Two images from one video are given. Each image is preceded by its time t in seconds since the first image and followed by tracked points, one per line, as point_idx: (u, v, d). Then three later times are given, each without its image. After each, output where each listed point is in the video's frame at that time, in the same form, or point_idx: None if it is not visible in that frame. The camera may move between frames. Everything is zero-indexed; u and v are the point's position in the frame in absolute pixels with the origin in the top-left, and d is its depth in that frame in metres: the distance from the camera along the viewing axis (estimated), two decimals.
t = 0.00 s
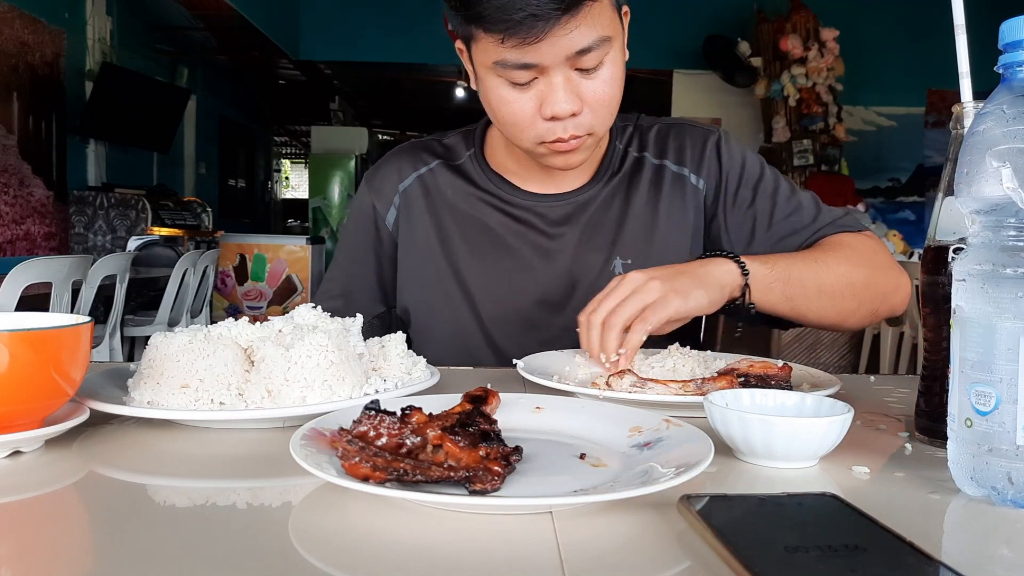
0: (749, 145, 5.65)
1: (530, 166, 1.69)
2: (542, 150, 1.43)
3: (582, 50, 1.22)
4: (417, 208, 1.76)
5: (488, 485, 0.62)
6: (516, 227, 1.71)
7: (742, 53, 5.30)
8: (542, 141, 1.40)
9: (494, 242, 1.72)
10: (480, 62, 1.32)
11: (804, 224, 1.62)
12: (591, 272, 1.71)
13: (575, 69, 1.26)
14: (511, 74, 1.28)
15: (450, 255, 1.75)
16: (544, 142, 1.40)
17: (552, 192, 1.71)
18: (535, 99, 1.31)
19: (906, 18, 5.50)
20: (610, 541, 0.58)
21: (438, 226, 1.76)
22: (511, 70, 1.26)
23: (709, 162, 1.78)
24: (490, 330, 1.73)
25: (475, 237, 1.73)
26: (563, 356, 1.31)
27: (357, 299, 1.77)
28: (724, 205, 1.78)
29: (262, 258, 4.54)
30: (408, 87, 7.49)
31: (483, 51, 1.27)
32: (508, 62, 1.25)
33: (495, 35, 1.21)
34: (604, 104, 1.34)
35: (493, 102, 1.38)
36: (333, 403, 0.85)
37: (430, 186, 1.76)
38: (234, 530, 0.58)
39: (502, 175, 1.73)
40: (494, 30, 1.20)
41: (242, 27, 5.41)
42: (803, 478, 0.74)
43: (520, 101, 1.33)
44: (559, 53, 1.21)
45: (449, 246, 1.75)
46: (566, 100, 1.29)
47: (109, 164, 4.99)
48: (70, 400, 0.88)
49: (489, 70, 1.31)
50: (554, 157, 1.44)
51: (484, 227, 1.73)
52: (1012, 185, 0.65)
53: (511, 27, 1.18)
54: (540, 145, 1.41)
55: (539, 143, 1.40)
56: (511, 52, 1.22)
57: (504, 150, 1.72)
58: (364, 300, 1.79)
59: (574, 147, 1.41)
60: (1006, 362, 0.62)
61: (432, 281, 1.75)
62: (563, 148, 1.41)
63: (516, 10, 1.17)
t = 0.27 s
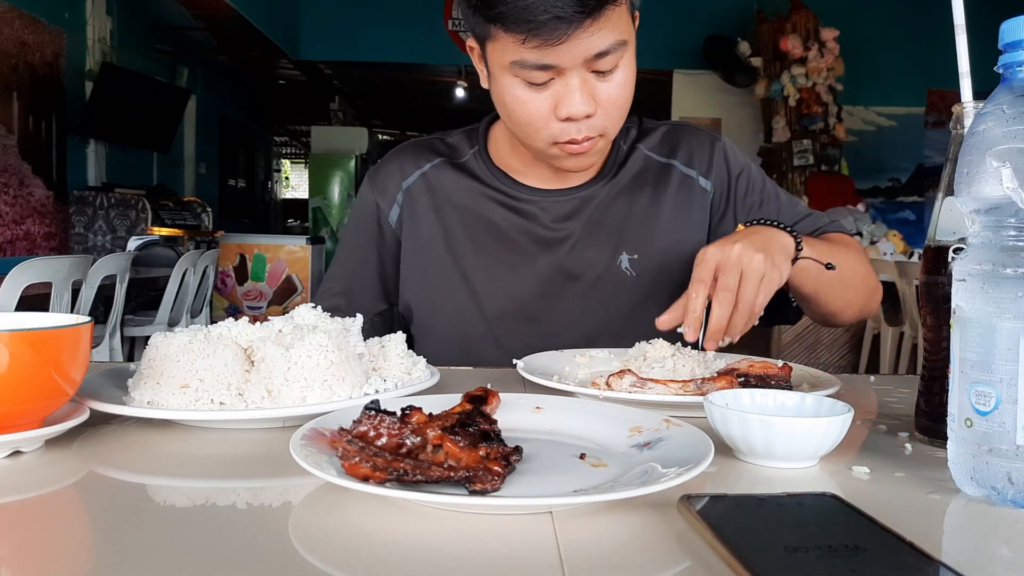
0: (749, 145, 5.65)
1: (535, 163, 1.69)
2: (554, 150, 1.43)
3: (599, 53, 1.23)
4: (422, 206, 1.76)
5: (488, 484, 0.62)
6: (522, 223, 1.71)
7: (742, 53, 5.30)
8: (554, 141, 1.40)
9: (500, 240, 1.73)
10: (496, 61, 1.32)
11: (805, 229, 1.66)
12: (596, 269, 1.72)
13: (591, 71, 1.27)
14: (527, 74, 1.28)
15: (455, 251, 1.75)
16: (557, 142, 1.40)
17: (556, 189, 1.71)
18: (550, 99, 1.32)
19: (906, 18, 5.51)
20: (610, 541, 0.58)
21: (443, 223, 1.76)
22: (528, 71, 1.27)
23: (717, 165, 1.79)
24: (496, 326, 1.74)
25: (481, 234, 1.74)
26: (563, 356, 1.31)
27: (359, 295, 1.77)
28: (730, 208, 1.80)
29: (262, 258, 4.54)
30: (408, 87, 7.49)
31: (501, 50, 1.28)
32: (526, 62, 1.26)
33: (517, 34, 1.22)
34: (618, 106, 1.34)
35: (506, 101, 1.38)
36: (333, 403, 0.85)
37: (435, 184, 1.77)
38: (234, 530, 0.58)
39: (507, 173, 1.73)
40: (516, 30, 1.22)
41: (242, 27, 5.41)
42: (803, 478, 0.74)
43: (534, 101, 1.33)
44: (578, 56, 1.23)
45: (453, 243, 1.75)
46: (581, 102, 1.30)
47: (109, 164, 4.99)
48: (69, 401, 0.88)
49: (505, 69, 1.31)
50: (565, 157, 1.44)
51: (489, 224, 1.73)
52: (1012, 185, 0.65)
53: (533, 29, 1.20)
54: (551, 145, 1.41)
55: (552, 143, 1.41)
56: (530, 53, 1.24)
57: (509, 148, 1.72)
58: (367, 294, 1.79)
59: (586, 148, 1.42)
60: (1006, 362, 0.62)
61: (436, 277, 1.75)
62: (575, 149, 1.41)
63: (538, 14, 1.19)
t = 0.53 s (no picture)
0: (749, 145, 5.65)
1: (566, 147, 1.69)
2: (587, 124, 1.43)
3: (655, 23, 1.29)
4: (445, 180, 1.75)
5: (488, 484, 0.62)
6: (546, 212, 1.72)
7: (742, 53, 5.30)
8: (590, 114, 1.41)
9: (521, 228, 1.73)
10: (547, 22, 1.36)
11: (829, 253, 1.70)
12: (611, 261, 1.71)
13: (641, 43, 1.31)
14: (576, 35, 1.32)
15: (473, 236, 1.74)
16: (592, 114, 1.41)
17: (585, 177, 1.71)
18: (595, 66, 1.34)
19: (906, 18, 5.51)
20: (609, 540, 0.58)
21: (465, 205, 1.75)
22: (577, 31, 1.31)
23: (749, 176, 1.82)
24: (500, 316, 1.73)
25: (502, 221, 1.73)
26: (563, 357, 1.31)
27: (360, 263, 1.79)
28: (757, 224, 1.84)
29: (262, 258, 4.55)
30: (408, 87, 7.49)
31: (552, 9, 1.33)
32: (577, 21, 1.30)
33: None
34: (664, 87, 1.37)
35: (549, 67, 1.40)
36: (333, 403, 0.85)
37: (463, 163, 1.76)
38: (233, 531, 0.58)
39: (535, 156, 1.73)
40: None
41: (242, 27, 5.41)
42: (802, 478, 0.74)
43: (579, 66, 1.35)
44: (632, 22, 1.28)
45: (473, 226, 1.74)
46: (626, 71, 1.32)
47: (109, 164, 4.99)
48: (69, 401, 0.88)
49: (554, 30, 1.35)
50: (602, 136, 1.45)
51: (513, 211, 1.73)
52: (1012, 185, 0.65)
53: None
54: (587, 117, 1.42)
55: (588, 117, 1.41)
56: (584, 11, 1.29)
57: (542, 130, 1.72)
58: (364, 259, 1.79)
59: (621, 126, 1.42)
60: (1006, 362, 0.62)
61: (449, 259, 1.74)
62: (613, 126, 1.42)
63: None
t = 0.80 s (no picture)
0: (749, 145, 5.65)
1: (555, 151, 1.70)
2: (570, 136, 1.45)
3: (625, 37, 1.26)
4: (437, 187, 1.76)
5: (489, 484, 0.62)
6: (537, 213, 1.73)
7: (741, 53, 5.30)
8: (572, 127, 1.41)
9: (515, 230, 1.73)
10: (521, 40, 1.34)
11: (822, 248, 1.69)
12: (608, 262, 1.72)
13: (615, 55, 1.29)
14: (549, 55, 1.30)
15: (466, 239, 1.75)
16: (573, 127, 1.41)
17: (573, 178, 1.72)
18: (570, 82, 1.33)
19: (905, 19, 5.51)
20: (610, 541, 0.58)
21: (457, 208, 1.75)
22: (549, 50, 1.29)
23: (739, 169, 1.81)
24: (499, 320, 1.73)
25: (496, 223, 1.74)
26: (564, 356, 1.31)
27: (361, 271, 1.78)
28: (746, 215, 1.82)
29: (262, 258, 4.55)
30: (407, 87, 7.49)
31: (525, 28, 1.31)
32: (548, 41, 1.28)
33: (541, 12, 1.25)
34: (639, 96, 1.36)
35: (526, 82, 1.39)
36: (333, 403, 0.86)
37: (453, 168, 1.77)
38: (235, 530, 0.58)
39: (525, 160, 1.74)
40: (542, 8, 1.24)
41: (242, 27, 5.41)
42: (802, 478, 0.74)
43: (555, 82, 1.34)
44: (602, 37, 1.25)
45: (467, 230, 1.75)
46: (602, 86, 1.32)
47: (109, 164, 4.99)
48: (70, 400, 0.88)
49: (528, 49, 1.33)
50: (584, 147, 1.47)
51: (505, 213, 1.74)
52: (1012, 185, 0.65)
53: (558, 7, 1.22)
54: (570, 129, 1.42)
55: (571, 130, 1.42)
56: (553, 31, 1.26)
57: (529, 134, 1.73)
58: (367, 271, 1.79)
59: (602, 137, 1.44)
60: (1006, 362, 0.62)
61: (444, 263, 1.75)
62: (593, 136, 1.44)
63: None
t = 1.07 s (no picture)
0: (749, 145, 5.65)
1: (542, 155, 1.70)
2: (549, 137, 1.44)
3: (593, 34, 1.26)
4: (428, 194, 1.77)
5: (488, 484, 0.62)
6: (526, 216, 1.73)
7: (742, 53, 5.30)
8: (549, 127, 1.41)
9: (505, 233, 1.73)
10: (495, 43, 1.36)
11: (811, 243, 1.68)
12: (600, 264, 1.71)
13: (586, 53, 1.29)
14: (521, 55, 1.31)
15: (457, 244, 1.75)
16: (551, 127, 1.41)
17: (561, 180, 1.72)
18: (545, 82, 1.34)
19: (906, 19, 5.51)
20: (610, 540, 0.58)
21: (447, 213, 1.76)
22: (521, 51, 1.30)
23: (727, 165, 1.80)
24: (494, 324, 1.73)
25: (487, 227, 1.74)
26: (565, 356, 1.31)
27: (358, 283, 1.79)
28: (733, 210, 1.81)
29: (262, 258, 4.56)
30: (407, 87, 7.49)
31: (497, 31, 1.32)
32: (519, 42, 1.29)
33: (509, 14, 1.27)
34: (616, 94, 1.36)
35: (503, 84, 1.40)
36: (333, 403, 0.86)
37: (442, 174, 1.78)
38: (236, 531, 0.58)
39: (514, 164, 1.74)
40: (509, 9, 1.26)
41: (241, 27, 5.41)
42: (803, 478, 0.74)
43: (530, 83, 1.35)
44: (570, 36, 1.26)
45: (458, 235, 1.75)
46: (575, 84, 1.32)
47: (109, 164, 4.99)
48: (70, 400, 0.88)
49: (502, 51, 1.34)
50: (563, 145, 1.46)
51: (495, 216, 1.74)
52: (1012, 184, 0.65)
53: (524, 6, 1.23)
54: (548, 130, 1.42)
55: (547, 130, 1.42)
56: (522, 31, 1.27)
57: (515, 139, 1.73)
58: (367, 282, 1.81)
59: (580, 135, 1.42)
60: (1006, 362, 0.62)
61: (438, 269, 1.75)
62: (570, 134, 1.42)
63: None
